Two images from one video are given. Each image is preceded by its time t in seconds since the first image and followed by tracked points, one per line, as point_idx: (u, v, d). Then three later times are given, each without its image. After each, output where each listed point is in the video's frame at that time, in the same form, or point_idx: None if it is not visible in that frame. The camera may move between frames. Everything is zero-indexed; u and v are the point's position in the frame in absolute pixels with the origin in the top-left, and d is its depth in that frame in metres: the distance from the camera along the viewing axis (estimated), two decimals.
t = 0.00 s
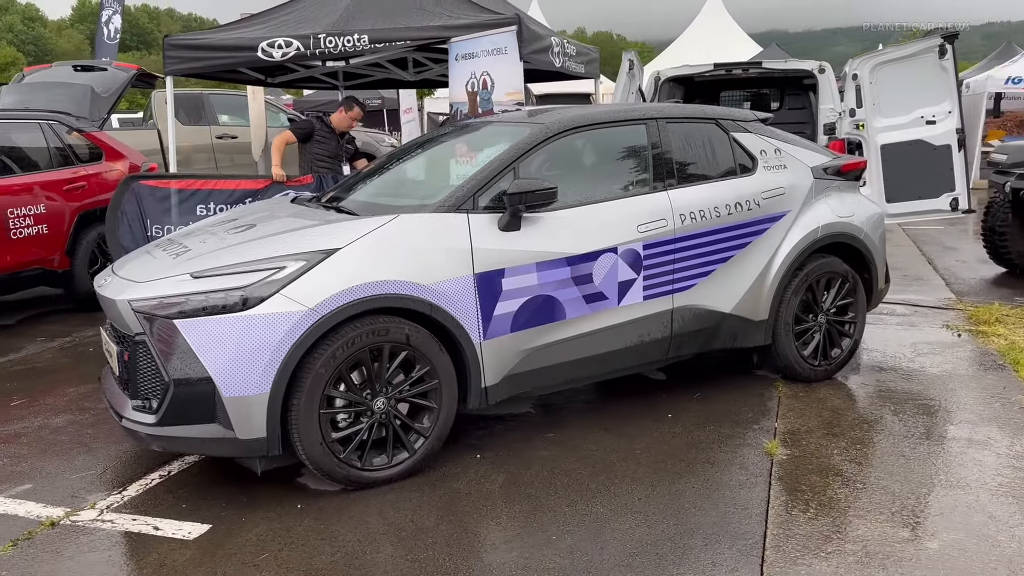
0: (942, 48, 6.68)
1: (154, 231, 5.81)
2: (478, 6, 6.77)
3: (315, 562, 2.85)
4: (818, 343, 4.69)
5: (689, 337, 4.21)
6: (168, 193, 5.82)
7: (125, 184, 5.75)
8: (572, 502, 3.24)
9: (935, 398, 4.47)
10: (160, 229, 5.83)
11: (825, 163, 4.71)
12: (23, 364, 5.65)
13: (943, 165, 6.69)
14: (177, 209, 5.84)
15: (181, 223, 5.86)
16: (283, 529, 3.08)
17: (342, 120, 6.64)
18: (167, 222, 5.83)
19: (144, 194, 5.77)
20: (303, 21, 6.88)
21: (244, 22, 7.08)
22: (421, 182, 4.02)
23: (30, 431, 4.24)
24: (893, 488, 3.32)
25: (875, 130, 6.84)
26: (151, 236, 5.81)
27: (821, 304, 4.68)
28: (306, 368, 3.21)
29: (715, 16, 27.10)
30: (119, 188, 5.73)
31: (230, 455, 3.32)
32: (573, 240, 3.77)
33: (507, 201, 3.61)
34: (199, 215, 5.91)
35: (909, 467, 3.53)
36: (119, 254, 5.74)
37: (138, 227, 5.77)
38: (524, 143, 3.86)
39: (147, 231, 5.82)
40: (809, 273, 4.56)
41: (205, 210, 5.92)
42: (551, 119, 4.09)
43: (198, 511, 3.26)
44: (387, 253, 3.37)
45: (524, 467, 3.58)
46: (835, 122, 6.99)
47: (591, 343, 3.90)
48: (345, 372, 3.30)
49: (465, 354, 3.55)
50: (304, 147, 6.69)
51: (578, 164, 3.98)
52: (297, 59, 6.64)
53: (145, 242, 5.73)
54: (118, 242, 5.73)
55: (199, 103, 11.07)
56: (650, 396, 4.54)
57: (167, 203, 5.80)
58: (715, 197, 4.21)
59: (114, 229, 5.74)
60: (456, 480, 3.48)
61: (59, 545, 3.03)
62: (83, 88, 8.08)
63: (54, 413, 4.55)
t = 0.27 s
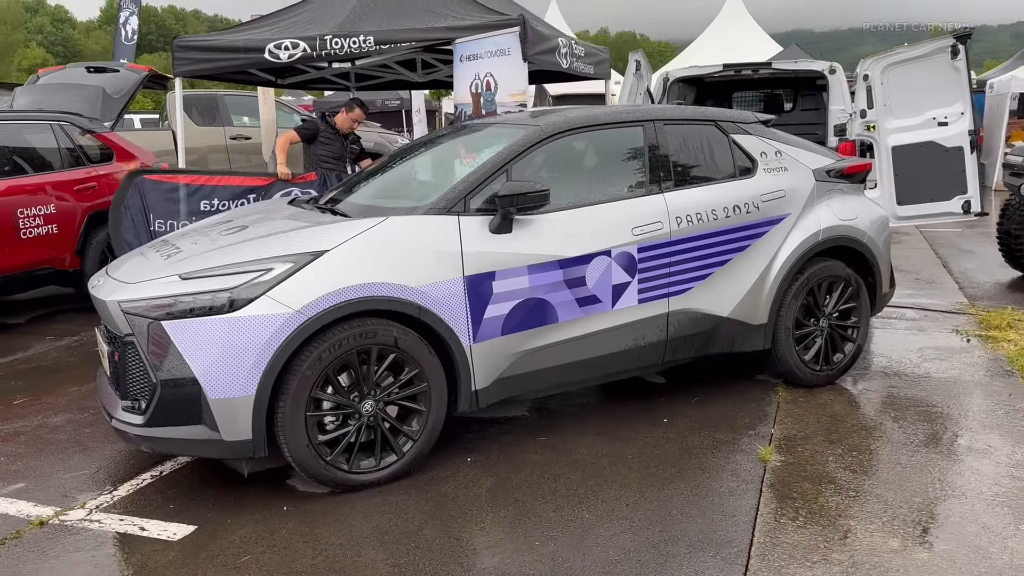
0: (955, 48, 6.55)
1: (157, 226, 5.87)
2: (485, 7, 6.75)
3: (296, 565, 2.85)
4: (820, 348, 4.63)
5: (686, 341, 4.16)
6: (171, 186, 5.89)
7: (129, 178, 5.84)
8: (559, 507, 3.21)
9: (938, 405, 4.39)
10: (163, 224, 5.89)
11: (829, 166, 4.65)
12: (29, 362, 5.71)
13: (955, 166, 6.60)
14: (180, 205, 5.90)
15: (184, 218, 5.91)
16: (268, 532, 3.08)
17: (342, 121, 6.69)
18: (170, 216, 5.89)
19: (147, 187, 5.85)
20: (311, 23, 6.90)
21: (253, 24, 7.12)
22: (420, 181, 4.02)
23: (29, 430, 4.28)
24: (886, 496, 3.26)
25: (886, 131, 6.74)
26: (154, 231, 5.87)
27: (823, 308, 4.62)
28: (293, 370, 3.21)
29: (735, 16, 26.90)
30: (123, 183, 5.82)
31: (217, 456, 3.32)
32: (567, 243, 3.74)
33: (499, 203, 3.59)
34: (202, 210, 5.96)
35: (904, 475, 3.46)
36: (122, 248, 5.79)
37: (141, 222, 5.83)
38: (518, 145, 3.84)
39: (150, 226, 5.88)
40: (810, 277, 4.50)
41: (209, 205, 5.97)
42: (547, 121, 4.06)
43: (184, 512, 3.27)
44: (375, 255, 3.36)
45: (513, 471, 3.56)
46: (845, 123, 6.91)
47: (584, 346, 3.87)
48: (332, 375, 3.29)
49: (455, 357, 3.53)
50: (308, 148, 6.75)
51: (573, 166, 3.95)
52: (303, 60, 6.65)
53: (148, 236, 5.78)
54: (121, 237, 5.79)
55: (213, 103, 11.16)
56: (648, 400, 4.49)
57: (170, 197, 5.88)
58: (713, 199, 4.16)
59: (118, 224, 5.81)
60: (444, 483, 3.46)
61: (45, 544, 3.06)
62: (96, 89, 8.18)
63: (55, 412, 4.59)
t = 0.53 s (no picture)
0: (966, 48, 6.44)
1: (161, 220, 5.96)
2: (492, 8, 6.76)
3: (279, 563, 2.87)
4: (821, 351, 4.58)
5: (682, 343, 4.14)
6: (176, 183, 5.97)
7: (135, 173, 5.96)
8: (546, 508, 3.20)
9: (940, 408, 4.33)
10: (167, 219, 5.97)
11: (831, 167, 4.61)
12: (39, 359, 5.79)
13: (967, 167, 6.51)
14: (185, 201, 5.98)
15: (188, 214, 5.98)
16: (255, 529, 3.10)
17: (353, 123, 6.68)
18: (174, 212, 5.96)
19: (152, 183, 5.95)
20: (320, 24, 6.94)
21: (263, 25, 7.18)
22: (418, 181, 4.05)
23: (32, 426, 4.34)
24: (877, 500, 3.23)
25: (897, 132, 6.68)
26: (158, 225, 5.96)
27: (825, 310, 4.57)
28: (283, 368, 3.23)
29: (755, 16, 26.72)
30: (128, 177, 5.95)
31: (209, 454, 3.35)
32: (560, 244, 3.74)
33: (491, 204, 3.60)
34: (207, 206, 6.02)
35: (898, 480, 3.43)
36: (126, 241, 5.90)
37: (145, 216, 5.95)
38: (512, 146, 3.84)
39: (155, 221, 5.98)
40: (810, 279, 4.46)
41: (213, 202, 6.03)
42: (543, 122, 4.06)
43: (175, 509, 3.30)
44: (366, 255, 3.37)
45: (504, 472, 3.56)
46: (857, 124, 6.90)
47: (578, 347, 3.86)
48: (322, 374, 3.31)
49: (446, 358, 3.54)
50: (317, 148, 6.78)
51: (568, 166, 3.94)
52: (312, 61, 6.69)
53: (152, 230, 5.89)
54: (125, 230, 5.91)
55: (229, 104, 11.25)
56: (646, 401, 4.48)
57: (174, 193, 5.96)
58: (710, 200, 4.14)
59: (123, 217, 5.93)
60: (433, 483, 3.47)
61: (37, 538, 3.10)
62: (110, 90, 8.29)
63: (59, 408, 4.65)
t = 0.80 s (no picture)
0: (979, 48, 6.35)
1: (177, 220, 6.03)
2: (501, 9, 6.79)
3: (270, 555, 2.91)
4: (823, 351, 4.57)
5: (681, 342, 4.15)
6: (191, 183, 6.05)
7: (150, 174, 6.02)
8: (537, 505, 3.23)
9: (942, 410, 4.30)
10: (183, 218, 6.04)
11: (834, 167, 4.59)
12: (53, 355, 5.91)
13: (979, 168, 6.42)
14: (200, 200, 6.06)
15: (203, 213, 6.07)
16: (250, 522, 3.15)
17: (370, 123, 6.74)
18: (190, 211, 6.05)
19: (167, 183, 6.02)
20: (331, 26, 7.01)
21: (276, 27, 7.25)
22: (421, 180, 4.08)
23: (42, 420, 4.43)
24: (869, 501, 3.22)
25: (909, 133, 6.64)
26: (174, 225, 6.02)
27: (827, 311, 4.56)
28: (278, 364, 3.28)
29: (777, 15, 26.54)
30: (143, 179, 6.00)
31: (207, 448, 3.41)
32: (557, 242, 3.76)
33: (487, 202, 3.62)
34: (222, 206, 6.11)
35: (892, 480, 3.41)
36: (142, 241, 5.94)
37: (161, 216, 6.00)
38: (510, 146, 3.87)
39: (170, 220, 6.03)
40: (812, 279, 4.45)
41: (228, 201, 6.13)
42: (542, 121, 4.09)
43: (174, 501, 3.36)
44: (361, 253, 3.42)
45: (498, 468, 3.59)
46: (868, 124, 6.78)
47: (574, 346, 3.88)
48: (318, 370, 3.36)
49: (441, 355, 3.58)
50: (331, 148, 6.83)
51: (566, 166, 3.96)
52: (323, 62, 6.75)
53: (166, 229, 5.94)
54: (141, 230, 5.95)
55: (247, 104, 11.37)
56: (646, 400, 4.48)
57: (190, 193, 6.04)
58: (709, 200, 4.14)
59: (138, 218, 5.98)
60: (427, 479, 3.51)
61: (38, 528, 3.17)
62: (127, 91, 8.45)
63: (69, 402, 4.75)
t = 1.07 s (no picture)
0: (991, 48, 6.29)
1: (187, 221, 6.13)
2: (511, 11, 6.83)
3: (260, 549, 2.97)
4: (823, 353, 4.55)
5: (677, 343, 4.16)
6: (202, 184, 6.14)
7: (163, 175, 6.12)
8: (525, 503, 3.26)
9: (942, 413, 4.28)
10: (193, 220, 6.14)
11: (836, 168, 4.58)
12: (66, 351, 6.03)
13: (990, 169, 6.35)
14: (211, 202, 6.15)
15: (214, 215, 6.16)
16: (242, 516, 3.21)
17: (382, 123, 6.80)
18: (200, 212, 6.14)
19: (179, 184, 6.11)
20: (343, 28, 7.08)
21: (289, 29, 7.34)
22: (422, 179, 4.12)
23: (51, 415, 4.53)
24: (858, 503, 3.21)
25: (919, 134, 6.58)
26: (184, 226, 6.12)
27: (827, 313, 4.55)
28: (273, 362, 3.34)
29: (799, 16, 26.35)
30: (156, 179, 6.10)
31: (204, 443, 3.47)
32: (552, 243, 3.79)
33: (482, 203, 3.66)
34: (232, 208, 6.20)
35: (883, 482, 3.41)
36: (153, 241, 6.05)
37: (172, 217, 6.10)
38: (507, 147, 3.90)
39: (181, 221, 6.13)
40: (811, 281, 4.44)
41: (238, 203, 6.21)
42: (540, 123, 4.11)
43: (171, 495, 3.43)
44: (356, 253, 3.47)
45: (491, 467, 3.62)
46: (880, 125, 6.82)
47: (569, 346, 3.91)
48: (312, 368, 3.41)
49: (435, 354, 3.62)
50: (343, 148, 6.87)
51: (563, 167, 3.99)
52: (334, 64, 6.82)
53: (177, 230, 6.03)
54: (152, 230, 6.05)
55: (264, 106, 11.48)
56: (644, 401, 4.50)
57: (200, 194, 6.13)
58: (707, 201, 4.15)
59: (150, 218, 6.09)
60: (420, 476, 3.55)
61: (38, 520, 3.25)
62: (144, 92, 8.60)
63: (78, 398, 4.85)
